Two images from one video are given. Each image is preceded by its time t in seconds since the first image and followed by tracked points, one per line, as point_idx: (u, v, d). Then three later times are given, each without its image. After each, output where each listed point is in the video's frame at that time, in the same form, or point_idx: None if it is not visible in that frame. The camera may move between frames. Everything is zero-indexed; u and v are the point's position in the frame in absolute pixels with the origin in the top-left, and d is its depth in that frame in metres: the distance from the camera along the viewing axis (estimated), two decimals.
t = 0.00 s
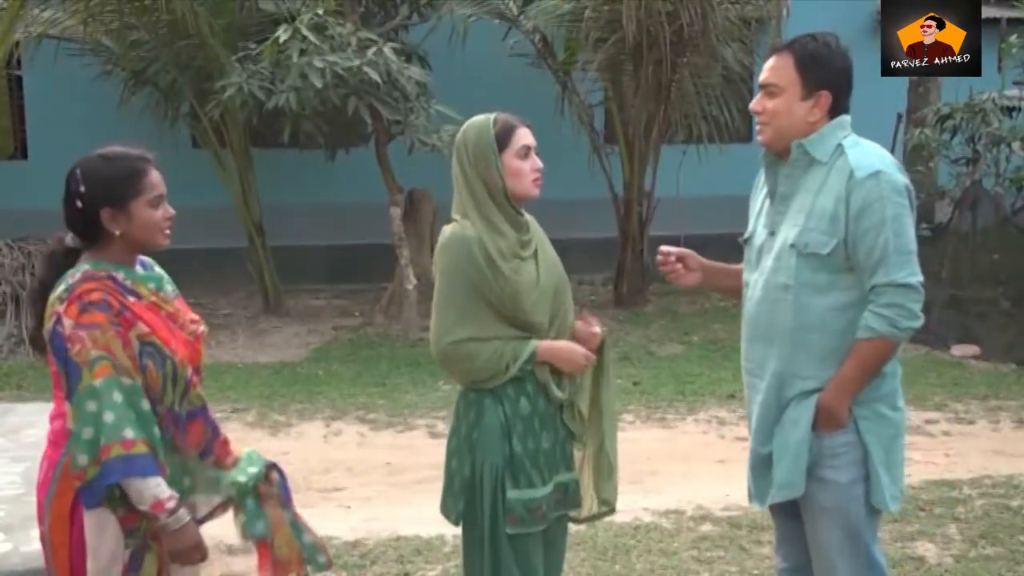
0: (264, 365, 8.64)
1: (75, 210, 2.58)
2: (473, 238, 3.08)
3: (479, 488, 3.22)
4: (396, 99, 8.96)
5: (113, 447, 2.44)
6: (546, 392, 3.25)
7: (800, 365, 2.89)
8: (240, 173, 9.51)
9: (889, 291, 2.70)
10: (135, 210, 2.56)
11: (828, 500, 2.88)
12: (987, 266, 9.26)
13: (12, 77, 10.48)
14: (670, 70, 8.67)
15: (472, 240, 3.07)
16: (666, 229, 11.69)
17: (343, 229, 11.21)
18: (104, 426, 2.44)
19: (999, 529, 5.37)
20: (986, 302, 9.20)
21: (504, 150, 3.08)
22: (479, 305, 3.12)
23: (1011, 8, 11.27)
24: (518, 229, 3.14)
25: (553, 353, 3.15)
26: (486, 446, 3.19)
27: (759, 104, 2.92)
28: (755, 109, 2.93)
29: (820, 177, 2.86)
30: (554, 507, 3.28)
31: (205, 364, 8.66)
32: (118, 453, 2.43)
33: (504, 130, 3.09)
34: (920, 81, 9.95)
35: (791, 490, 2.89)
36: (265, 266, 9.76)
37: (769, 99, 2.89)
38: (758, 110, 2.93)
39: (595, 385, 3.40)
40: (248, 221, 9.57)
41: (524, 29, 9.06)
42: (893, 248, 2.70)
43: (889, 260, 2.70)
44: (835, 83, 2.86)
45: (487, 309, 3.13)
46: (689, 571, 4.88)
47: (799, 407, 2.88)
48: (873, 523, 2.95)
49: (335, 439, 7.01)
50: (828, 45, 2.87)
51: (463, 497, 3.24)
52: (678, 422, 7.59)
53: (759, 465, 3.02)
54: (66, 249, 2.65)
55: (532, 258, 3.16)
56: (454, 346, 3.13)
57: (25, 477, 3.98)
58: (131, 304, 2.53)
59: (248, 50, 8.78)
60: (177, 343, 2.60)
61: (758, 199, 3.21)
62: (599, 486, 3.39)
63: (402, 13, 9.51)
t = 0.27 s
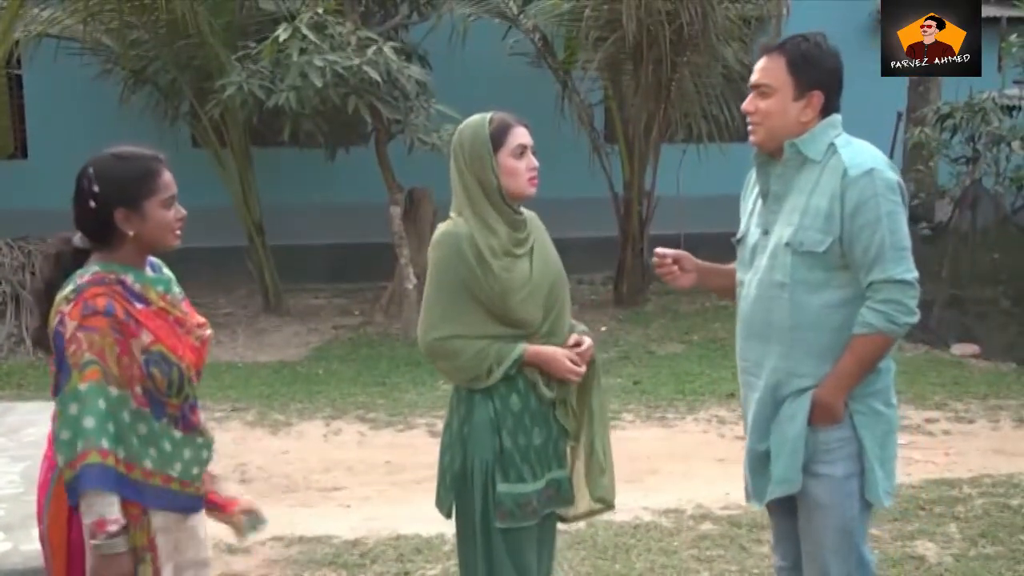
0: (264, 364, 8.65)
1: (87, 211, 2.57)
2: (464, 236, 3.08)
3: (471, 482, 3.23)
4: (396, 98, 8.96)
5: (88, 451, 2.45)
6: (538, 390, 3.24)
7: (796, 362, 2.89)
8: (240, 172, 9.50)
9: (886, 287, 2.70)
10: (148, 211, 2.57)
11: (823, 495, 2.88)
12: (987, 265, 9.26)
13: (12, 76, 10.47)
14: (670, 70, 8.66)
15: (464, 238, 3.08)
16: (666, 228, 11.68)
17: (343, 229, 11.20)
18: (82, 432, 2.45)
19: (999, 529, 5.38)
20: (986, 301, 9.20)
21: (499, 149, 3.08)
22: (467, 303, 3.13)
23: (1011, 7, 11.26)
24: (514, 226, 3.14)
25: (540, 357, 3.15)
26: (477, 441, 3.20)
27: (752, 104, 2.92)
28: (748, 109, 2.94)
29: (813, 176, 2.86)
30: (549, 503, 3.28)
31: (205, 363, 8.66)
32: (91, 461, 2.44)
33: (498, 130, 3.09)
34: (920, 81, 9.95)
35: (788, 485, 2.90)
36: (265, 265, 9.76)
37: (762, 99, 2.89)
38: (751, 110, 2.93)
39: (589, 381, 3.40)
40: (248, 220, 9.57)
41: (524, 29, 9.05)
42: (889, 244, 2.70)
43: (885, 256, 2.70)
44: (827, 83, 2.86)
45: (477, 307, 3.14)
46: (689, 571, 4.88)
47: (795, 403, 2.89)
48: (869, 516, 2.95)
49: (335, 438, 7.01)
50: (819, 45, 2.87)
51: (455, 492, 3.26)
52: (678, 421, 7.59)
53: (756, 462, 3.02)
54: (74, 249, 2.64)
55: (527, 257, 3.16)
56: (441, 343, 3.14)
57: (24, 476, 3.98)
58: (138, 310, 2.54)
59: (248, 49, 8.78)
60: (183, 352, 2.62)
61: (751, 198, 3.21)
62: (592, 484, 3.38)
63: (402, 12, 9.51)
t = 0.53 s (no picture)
0: (264, 363, 8.64)
1: (107, 211, 2.62)
2: (456, 231, 3.09)
3: (460, 476, 3.26)
4: (396, 97, 8.97)
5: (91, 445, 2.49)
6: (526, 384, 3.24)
7: (796, 361, 2.89)
8: (240, 171, 9.49)
9: (886, 286, 2.70)
10: (168, 210, 2.63)
11: (820, 494, 2.88)
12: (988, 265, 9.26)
13: (12, 75, 10.47)
14: (670, 68, 8.66)
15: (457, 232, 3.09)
16: (666, 227, 11.67)
17: (343, 227, 11.20)
18: (83, 427, 2.50)
19: (999, 528, 5.37)
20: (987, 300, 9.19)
21: (475, 149, 3.08)
22: (458, 297, 3.15)
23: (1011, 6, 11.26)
24: (509, 222, 3.14)
25: (529, 350, 3.15)
26: (465, 435, 3.23)
27: (749, 104, 2.91)
28: (745, 110, 2.93)
29: (812, 175, 2.86)
30: (541, 498, 3.28)
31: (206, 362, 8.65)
32: (86, 457, 2.48)
33: (494, 128, 3.10)
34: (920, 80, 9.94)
35: (787, 484, 2.89)
36: (265, 264, 9.76)
37: (758, 99, 2.89)
38: (748, 110, 2.93)
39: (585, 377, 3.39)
40: (248, 219, 9.56)
41: (524, 28, 9.04)
42: (889, 243, 2.70)
43: (885, 255, 2.70)
44: (823, 82, 2.86)
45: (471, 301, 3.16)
46: (689, 570, 4.88)
47: (794, 402, 2.88)
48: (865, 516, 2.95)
49: (335, 437, 7.01)
50: (815, 45, 2.87)
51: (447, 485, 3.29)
52: (678, 421, 7.59)
53: (755, 460, 3.02)
54: (91, 248, 2.69)
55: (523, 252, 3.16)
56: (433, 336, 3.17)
57: (25, 474, 3.98)
58: (153, 309, 2.59)
59: (248, 48, 8.78)
60: (196, 351, 2.67)
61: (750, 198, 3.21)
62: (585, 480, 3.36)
63: (402, 11, 9.51)
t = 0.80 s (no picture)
0: (264, 362, 8.64)
1: (125, 205, 2.57)
2: (433, 225, 3.22)
3: (440, 465, 3.34)
4: (396, 96, 8.98)
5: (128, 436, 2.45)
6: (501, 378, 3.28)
7: (794, 361, 2.89)
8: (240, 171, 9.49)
9: (885, 286, 2.71)
10: (185, 204, 2.60)
11: (819, 494, 2.88)
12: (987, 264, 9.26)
13: (12, 74, 10.46)
14: (670, 67, 8.66)
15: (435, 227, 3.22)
16: (666, 227, 11.66)
17: (342, 227, 11.20)
18: (119, 422, 2.45)
19: (999, 526, 5.38)
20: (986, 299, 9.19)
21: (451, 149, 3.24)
22: (435, 289, 3.25)
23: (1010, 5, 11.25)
24: (491, 216, 3.23)
25: (491, 346, 3.19)
26: (442, 423, 3.32)
27: (750, 101, 2.92)
28: (746, 106, 2.93)
29: (812, 174, 2.86)
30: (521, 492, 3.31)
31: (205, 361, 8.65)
32: (133, 448, 2.45)
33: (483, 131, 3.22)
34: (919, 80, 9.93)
35: (784, 484, 2.89)
36: (265, 263, 9.75)
37: (760, 96, 2.89)
38: (749, 107, 2.93)
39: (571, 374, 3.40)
40: (248, 217, 9.55)
41: (524, 27, 9.04)
42: (888, 242, 2.70)
43: (884, 255, 2.70)
44: (825, 80, 2.86)
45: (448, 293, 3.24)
46: (689, 568, 4.88)
47: (792, 401, 2.88)
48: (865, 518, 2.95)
49: (335, 437, 7.00)
50: (816, 42, 2.87)
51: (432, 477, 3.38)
52: (678, 419, 7.60)
53: (752, 460, 3.02)
54: (106, 246, 2.64)
55: (504, 248, 3.21)
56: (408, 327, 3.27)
57: (25, 474, 3.97)
58: (172, 304, 2.53)
59: (248, 47, 8.78)
60: (216, 347, 2.61)
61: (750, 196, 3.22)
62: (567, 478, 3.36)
63: (402, 10, 9.51)
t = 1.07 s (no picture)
0: (264, 361, 8.64)
1: (133, 198, 2.68)
2: (418, 224, 3.33)
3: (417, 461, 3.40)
4: (396, 95, 8.98)
5: (173, 414, 2.61)
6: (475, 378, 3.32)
7: (795, 361, 2.89)
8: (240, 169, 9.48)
9: (885, 287, 2.70)
10: (192, 201, 2.71)
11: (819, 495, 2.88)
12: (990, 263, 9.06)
13: (12, 73, 10.46)
14: (670, 66, 8.65)
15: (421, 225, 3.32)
16: (666, 225, 11.67)
17: (343, 226, 11.20)
18: (157, 410, 2.59)
19: (999, 526, 5.38)
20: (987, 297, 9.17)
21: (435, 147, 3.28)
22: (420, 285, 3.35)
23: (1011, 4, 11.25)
24: (474, 215, 3.27)
25: (465, 343, 3.25)
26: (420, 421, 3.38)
27: (754, 99, 2.92)
28: (750, 104, 2.93)
29: (816, 173, 2.86)
30: (493, 493, 3.33)
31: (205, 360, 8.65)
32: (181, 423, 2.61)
33: (469, 133, 3.25)
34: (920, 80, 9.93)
35: (784, 485, 2.89)
36: (265, 262, 9.74)
37: (764, 95, 2.89)
38: (753, 105, 2.93)
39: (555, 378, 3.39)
40: (248, 216, 9.55)
41: (524, 25, 9.03)
42: (890, 243, 2.69)
43: (885, 256, 2.70)
44: (830, 78, 2.85)
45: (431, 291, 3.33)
46: (688, 567, 4.88)
47: (793, 403, 2.88)
48: (865, 519, 2.95)
49: (335, 436, 7.01)
50: (821, 39, 2.87)
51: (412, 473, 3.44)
52: (678, 418, 7.60)
53: (751, 460, 3.02)
54: (113, 242, 2.78)
55: (483, 248, 3.26)
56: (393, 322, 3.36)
57: (25, 472, 3.98)
58: (189, 297, 2.68)
59: (248, 45, 8.78)
60: (227, 338, 2.77)
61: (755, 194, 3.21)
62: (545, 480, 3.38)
63: (401, 9, 9.51)
